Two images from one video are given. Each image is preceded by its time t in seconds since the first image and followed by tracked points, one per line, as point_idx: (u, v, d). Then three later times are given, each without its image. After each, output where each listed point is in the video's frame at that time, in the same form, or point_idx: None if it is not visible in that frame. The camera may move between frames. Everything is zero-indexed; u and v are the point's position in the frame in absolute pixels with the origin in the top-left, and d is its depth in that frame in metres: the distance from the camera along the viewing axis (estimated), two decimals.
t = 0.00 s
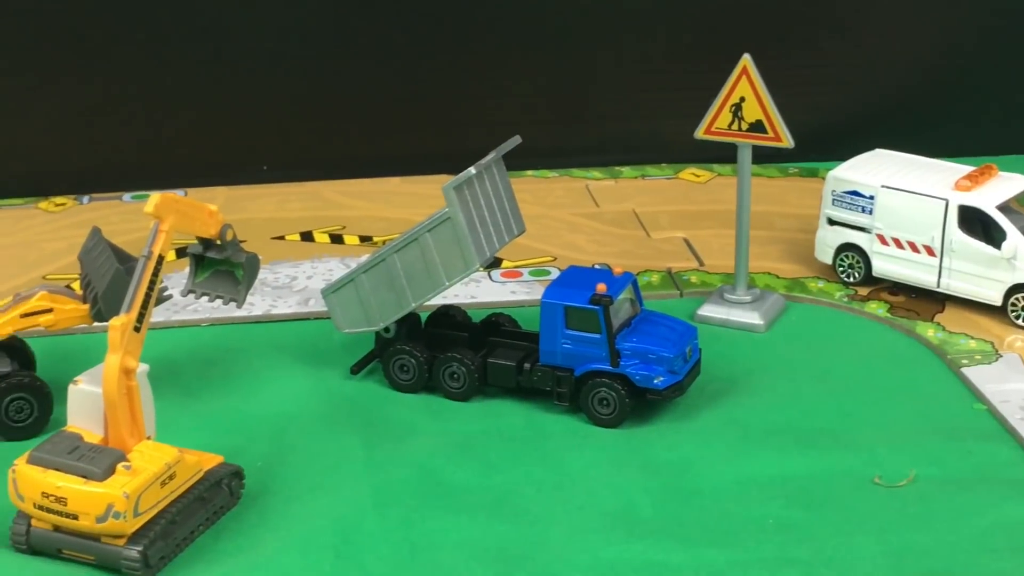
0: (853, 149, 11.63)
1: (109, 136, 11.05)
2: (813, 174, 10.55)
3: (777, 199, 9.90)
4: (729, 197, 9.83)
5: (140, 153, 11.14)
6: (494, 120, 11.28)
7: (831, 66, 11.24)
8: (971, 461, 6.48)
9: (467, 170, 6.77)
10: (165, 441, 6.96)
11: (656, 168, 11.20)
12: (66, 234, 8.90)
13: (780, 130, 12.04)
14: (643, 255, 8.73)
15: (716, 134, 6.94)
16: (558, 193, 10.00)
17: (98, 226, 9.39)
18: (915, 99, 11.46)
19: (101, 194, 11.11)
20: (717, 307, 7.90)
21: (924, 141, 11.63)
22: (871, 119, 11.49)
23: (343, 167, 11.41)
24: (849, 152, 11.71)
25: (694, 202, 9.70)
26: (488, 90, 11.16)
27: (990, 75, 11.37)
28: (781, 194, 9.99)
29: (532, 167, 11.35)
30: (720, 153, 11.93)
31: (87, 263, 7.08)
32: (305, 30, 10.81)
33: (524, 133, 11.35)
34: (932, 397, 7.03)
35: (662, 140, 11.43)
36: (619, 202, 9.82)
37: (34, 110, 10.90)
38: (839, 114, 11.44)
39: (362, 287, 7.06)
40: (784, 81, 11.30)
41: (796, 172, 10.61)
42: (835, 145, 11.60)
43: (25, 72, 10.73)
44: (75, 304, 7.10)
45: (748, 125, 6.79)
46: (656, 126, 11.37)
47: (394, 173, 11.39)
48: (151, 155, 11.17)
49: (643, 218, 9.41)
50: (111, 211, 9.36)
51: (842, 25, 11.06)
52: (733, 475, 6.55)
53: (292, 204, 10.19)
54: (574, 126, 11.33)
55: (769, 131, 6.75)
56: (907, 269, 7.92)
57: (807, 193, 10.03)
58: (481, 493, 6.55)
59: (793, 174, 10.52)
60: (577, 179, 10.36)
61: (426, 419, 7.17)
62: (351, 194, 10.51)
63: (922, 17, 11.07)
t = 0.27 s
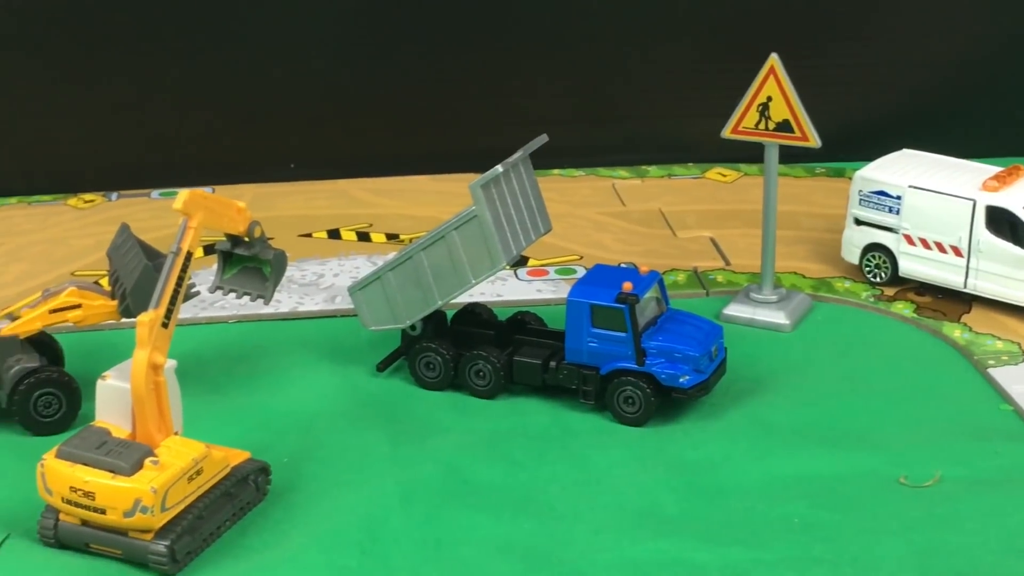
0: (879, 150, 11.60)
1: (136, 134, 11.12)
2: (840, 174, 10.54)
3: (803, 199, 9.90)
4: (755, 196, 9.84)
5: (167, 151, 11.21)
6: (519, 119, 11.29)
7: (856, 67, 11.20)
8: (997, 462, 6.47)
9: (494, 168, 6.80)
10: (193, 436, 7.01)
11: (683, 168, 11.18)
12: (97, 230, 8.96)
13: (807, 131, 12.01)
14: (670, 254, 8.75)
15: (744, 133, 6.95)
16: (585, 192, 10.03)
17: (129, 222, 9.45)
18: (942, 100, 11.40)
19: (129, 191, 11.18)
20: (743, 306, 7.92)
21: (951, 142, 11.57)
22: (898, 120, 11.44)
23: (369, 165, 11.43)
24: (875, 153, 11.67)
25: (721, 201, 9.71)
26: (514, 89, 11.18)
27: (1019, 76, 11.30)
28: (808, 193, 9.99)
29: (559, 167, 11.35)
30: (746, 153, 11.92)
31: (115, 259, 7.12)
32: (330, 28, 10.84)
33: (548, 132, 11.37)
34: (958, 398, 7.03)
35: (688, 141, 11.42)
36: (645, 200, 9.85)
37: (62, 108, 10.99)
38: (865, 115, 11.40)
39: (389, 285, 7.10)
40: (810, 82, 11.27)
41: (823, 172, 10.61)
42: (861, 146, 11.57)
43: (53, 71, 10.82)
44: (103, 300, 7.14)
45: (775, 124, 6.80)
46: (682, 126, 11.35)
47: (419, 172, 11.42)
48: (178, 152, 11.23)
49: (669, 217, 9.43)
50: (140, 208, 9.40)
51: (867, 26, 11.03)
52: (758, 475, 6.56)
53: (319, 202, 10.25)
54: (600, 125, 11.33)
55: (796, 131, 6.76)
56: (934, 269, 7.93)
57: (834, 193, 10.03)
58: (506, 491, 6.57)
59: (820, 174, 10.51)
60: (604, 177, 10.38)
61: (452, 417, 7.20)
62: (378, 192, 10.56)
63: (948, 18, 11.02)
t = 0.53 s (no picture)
0: (904, 151, 11.58)
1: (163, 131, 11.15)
2: (866, 174, 10.53)
3: (829, 199, 9.90)
4: (781, 196, 9.85)
5: (193, 148, 11.25)
6: (543, 118, 11.30)
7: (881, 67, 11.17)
8: None
9: (521, 167, 6.82)
10: (220, 433, 7.06)
11: (708, 167, 11.19)
12: (125, 227, 9.00)
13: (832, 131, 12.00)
14: (696, 254, 8.77)
15: (771, 133, 6.96)
16: (611, 191, 10.05)
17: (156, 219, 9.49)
18: (968, 101, 11.37)
19: (157, 188, 11.20)
20: (768, 305, 7.94)
21: (977, 143, 11.53)
22: (923, 120, 11.40)
23: (394, 163, 11.44)
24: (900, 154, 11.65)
25: (747, 201, 9.72)
26: (538, 88, 11.18)
27: None
28: (834, 193, 9.99)
29: (584, 166, 11.37)
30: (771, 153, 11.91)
31: (143, 256, 7.16)
32: (355, 27, 10.86)
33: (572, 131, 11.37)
34: (984, 398, 7.02)
35: (712, 141, 11.42)
36: (670, 200, 9.87)
37: (89, 106, 11.02)
38: (890, 115, 11.38)
39: (415, 283, 7.13)
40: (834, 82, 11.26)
41: (850, 172, 10.62)
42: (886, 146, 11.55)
43: (80, 68, 10.86)
44: (131, 296, 7.18)
45: (802, 124, 6.81)
46: (705, 126, 11.36)
47: (445, 171, 11.43)
48: (204, 150, 11.26)
49: (695, 216, 9.45)
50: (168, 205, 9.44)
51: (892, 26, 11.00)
52: (784, 474, 6.57)
53: (345, 200, 10.29)
54: (624, 125, 11.35)
55: (823, 130, 6.77)
56: (960, 270, 7.93)
57: (861, 193, 10.03)
58: (531, 489, 6.60)
59: (846, 174, 10.51)
60: (630, 177, 10.39)
61: (477, 414, 7.23)
62: (404, 190, 10.59)
63: (974, 19, 10.99)
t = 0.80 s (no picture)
0: (930, 152, 11.54)
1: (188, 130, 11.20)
2: (893, 174, 10.53)
3: (856, 199, 9.90)
4: (807, 196, 9.85)
5: (219, 147, 11.30)
6: (568, 118, 11.32)
7: (906, 68, 11.16)
8: None
9: (547, 166, 6.85)
10: (247, 429, 7.10)
11: (735, 168, 11.18)
12: (152, 225, 9.05)
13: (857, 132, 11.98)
14: (722, 254, 8.79)
15: (797, 133, 6.97)
16: (637, 190, 10.07)
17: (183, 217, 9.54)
18: (995, 102, 11.32)
19: (183, 186, 11.26)
20: (794, 305, 7.95)
21: (1004, 144, 11.47)
22: (949, 121, 11.37)
23: (420, 162, 11.46)
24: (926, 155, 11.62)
25: (774, 201, 9.73)
26: (563, 88, 11.20)
27: None
28: (861, 194, 10.00)
29: (610, 165, 11.39)
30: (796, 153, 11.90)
31: (171, 252, 7.20)
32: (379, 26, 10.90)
33: (597, 131, 11.39)
34: (1010, 399, 7.02)
35: (737, 141, 11.41)
36: (696, 200, 9.89)
37: (115, 104, 11.09)
38: (916, 116, 11.35)
39: (441, 281, 7.16)
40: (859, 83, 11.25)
41: (876, 172, 10.62)
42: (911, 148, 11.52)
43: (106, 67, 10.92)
44: (158, 293, 7.21)
45: (829, 124, 6.83)
46: (729, 126, 11.36)
47: (471, 170, 11.45)
48: (230, 148, 11.30)
49: (721, 216, 9.47)
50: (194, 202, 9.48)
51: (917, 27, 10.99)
52: (809, 474, 6.58)
53: (372, 198, 10.33)
54: (649, 124, 11.34)
55: (850, 130, 6.78)
56: (987, 270, 7.92)
57: (887, 193, 10.03)
58: (556, 487, 6.62)
59: (872, 175, 10.51)
60: (656, 176, 10.41)
61: (502, 412, 7.25)
62: (431, 189, 10.62)
63: (1000, 21, 10.94)
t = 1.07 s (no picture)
0: (955, 153, 11.51)
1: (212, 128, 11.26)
2: (919, 174, 10.52)
3: (881, 199, 9.91)
4: (832, 196, 9.86)
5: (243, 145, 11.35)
6: (591, 117, 11.33)
7: (930, 68, 11.14)
8: None
9: (572, 164, 6.87)
10: (273, 425, 7.14)
11: (758, 168, 11.11)
12: (178, 222, 9.11)
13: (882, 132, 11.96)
14: (746, 253, 8.82)
15: (822, 132, 6.98)
16: (661, 190, 10.09)
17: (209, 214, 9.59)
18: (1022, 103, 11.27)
19: (208, 184, 11.31)
20: (818, 305, 7.97)
21: None
22: (974, 121, 11.33)
23: (443, 160, 11.48)
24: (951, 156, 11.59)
25: (798, 201, 9.74)
26: (586, 87, 11.21)
27: None
28: (886, 194, 10.00)
29: (635, 165, 11.40)
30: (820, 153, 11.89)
31: (197, 249, 7.23)
32: (402, 25, 10.93)
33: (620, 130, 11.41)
34: None
35: (760, 141, 11.41)
36: (721, 200, 9.91)
37: (139, 103, 11.15)
38: (941, 116, 11.32)
39: (465, 279, 7.19)
40: (882, 83, 11.24)
41: (901, 172, 10.62)
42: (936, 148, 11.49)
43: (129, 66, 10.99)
44: (184, 290, 7.26)
45: (854, 123, 6.84)
46: (753, 126, 11.35)
47: (495, 168, 11.47)
48: (254, 146, 11.36)
49: (746, 216, 9.49)
50: (220, 200, 9.53)
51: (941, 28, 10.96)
52: (833, 473, 6.59)
53: (397, 196, 10.36)
54: (673, 124, 11.35)
55: (875, 130, 6.79)
56: (1012, 271, 7.90)
57: (913, 194, 10.02)
58: (579, 485, 6.64)
59: (898, 175, 10.51)
60: (681, 176, 10.42)
61: (526, 410, 7.28)
62: (455, 187, 10.65)
63: None
